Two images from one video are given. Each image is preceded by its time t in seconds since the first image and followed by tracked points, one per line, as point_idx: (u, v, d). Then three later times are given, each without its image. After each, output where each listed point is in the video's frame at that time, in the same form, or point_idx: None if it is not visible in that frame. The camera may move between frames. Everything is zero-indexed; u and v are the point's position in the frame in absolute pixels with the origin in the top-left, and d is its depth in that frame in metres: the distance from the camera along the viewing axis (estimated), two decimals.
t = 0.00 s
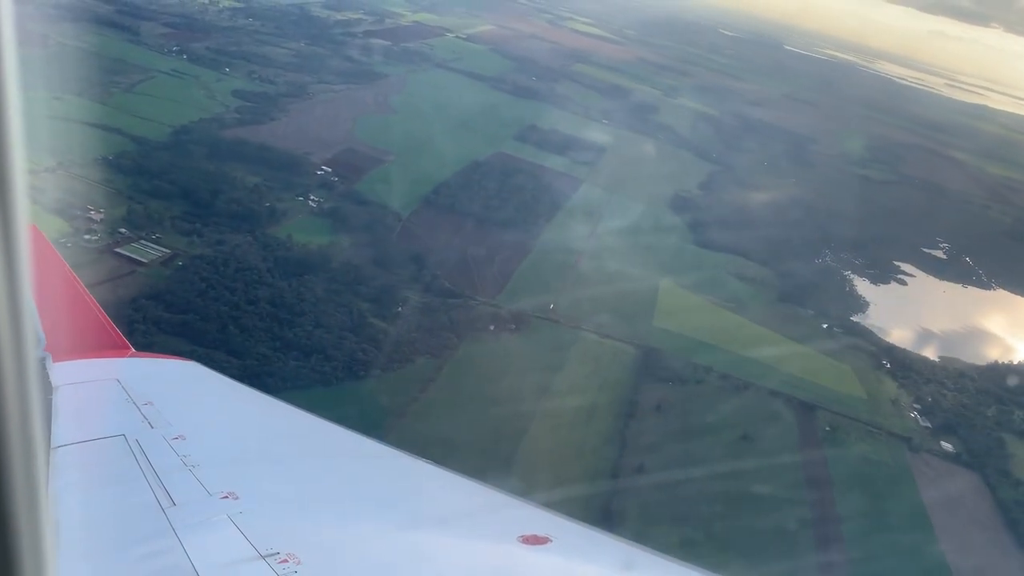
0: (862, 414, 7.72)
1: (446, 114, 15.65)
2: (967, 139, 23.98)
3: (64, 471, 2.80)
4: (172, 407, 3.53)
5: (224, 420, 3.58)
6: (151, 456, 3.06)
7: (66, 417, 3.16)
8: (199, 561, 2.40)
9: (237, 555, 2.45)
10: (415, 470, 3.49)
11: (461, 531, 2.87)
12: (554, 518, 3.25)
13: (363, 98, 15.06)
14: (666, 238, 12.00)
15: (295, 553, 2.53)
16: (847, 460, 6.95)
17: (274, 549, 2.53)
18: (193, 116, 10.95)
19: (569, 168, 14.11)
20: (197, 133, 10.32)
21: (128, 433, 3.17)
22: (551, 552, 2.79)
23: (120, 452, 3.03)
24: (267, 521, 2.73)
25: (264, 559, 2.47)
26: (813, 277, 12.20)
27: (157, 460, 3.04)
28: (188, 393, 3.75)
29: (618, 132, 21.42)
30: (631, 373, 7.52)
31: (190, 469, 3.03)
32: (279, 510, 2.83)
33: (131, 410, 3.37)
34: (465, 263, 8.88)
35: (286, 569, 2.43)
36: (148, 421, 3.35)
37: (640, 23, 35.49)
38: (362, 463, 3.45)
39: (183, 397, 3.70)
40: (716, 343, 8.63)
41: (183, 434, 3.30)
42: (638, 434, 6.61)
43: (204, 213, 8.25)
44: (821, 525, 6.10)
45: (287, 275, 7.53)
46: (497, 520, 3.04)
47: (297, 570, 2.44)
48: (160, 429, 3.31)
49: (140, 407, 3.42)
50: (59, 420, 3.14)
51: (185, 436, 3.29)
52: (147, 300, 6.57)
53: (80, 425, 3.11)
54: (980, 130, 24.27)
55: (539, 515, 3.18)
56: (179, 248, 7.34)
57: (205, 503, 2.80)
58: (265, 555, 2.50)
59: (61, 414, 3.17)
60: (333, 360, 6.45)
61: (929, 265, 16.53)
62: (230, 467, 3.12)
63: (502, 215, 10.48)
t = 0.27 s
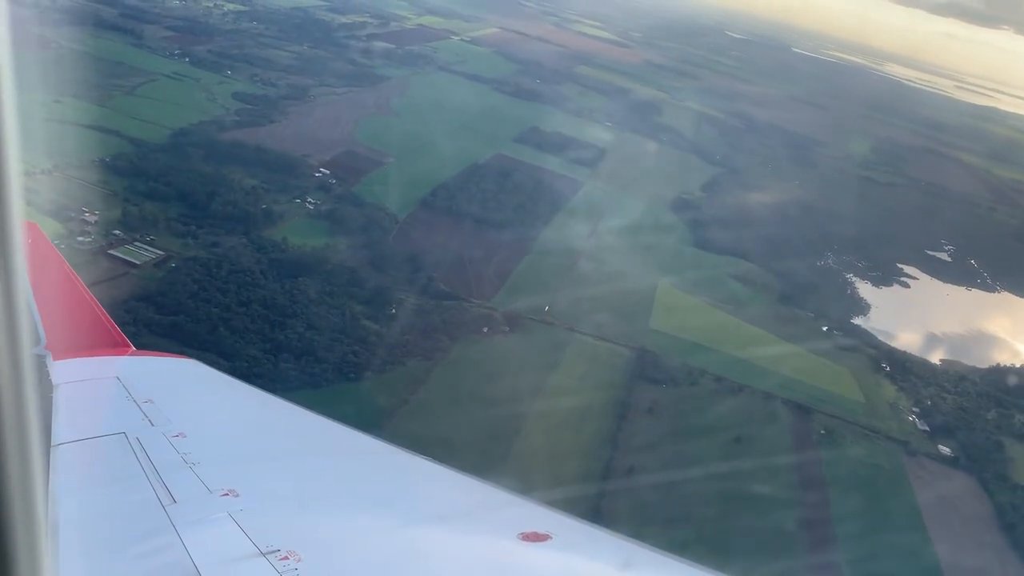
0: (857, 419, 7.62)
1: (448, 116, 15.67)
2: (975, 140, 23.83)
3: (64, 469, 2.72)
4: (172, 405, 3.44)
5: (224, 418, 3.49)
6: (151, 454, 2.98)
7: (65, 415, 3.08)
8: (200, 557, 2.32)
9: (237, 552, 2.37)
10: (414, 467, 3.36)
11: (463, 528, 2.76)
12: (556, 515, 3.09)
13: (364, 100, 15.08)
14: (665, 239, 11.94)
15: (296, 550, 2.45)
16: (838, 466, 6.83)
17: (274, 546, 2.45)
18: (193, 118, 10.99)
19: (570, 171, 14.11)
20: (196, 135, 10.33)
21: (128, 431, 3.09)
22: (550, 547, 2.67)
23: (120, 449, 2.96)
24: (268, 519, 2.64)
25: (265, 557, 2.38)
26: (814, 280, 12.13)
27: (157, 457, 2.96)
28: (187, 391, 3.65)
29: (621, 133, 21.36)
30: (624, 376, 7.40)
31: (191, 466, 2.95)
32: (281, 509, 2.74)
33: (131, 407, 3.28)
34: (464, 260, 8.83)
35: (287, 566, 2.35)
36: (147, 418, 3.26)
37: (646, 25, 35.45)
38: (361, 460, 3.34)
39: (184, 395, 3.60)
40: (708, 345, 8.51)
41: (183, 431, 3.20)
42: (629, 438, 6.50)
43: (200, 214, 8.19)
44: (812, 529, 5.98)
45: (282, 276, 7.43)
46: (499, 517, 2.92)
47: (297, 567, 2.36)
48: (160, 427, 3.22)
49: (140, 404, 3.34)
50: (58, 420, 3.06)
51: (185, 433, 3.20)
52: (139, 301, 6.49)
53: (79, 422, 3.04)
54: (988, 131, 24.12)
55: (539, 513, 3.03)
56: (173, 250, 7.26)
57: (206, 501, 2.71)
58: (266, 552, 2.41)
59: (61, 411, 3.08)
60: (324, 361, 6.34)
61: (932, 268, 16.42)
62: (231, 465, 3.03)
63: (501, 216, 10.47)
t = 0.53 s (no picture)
0: (854, 422, 7.51)
1: (449, 119, 15.65)
2: (982, 143, 23.71)
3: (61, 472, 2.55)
4: (173, 404, 3.24)
5: (226, 417, 3.29)
6: (150, 453, 2.80)
7: (62, 412, 2.89)
8: (199, 557, 2.17)
9: (236, 552, 2.20)
10: (416, 466, 3.15)
11: (466, 528, 2.57)
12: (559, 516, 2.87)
13: (366, 103, 15.08)
14: (665, 241, 11.86)
15: (296, 550, 2.28)
16: (832, 471, 6.70)
17: (274, 546, 2.29)
18: (193, 121, 11.00)
19: (571, 174, 14.07)
20: (194, 138, 10.34)
21: (127, 430, 2.90)
22: (550, 548, 2.46)
23: (119, 449, 2.77)
24: (269, 519, 2.47)
25: (264, 556, 2.22)
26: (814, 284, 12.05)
27: (157, 457, 2.77)
28: (188, 390, 3.44)
29: (624, 136, 21.31)
30: (616, 378, 7.27)
31: (191, 465, 2.77)
32: (284, 509, 2.57)
33: (131, 407, 3.08)
34: (460, 262, 8.80)
35: (287, 566, 2.19)
36: (146, 418, 3.06)
37: (652, 28, 35.44)
38: (363, 459, 3.13)
39: (187, 394, 3.41)
40: (703, 348, 8.35)
41: (183, 431, 3.01)
42: (619, 442, 6.39)
43: (194, 217, 8.17)
44: (804, 534, 5.87)
45: (276, 279, 7.37)
46: (505, 516, 2.73)
47: (299, 567, 2.19)
48: (160, 427, 3.02)
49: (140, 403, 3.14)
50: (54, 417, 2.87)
51: (185, 433, 3.00)
52: (129, 304, 6.46)
53: (76, 420, 2.86)
54: (996, 134, 24.02)
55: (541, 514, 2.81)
56: (166, 252, 7.23)
57: (206, 501, 2.54)
58: (265, 551, 2.25)
59: (56, 408, 2.90)
60: (314, 364, 6.27)
61: (937, 271, 16.29)
62: (234, 465, 2.84)
63: (499, 217, 10.44)
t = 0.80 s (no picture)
0: (851, 433, 7.42)
1: (450, 128, 15.68)
2: (989, 153, 23.63)
3: (61, 480, 2.65)
4: (172, 410, 3.35)
5: (223, 422, 3.41)
6: (149, 459, 2.89)
7: (63, 421, 2.99)
8: (199, 564, 2.26)
9: (237, 560, 2.30)
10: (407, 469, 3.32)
11: (464, 534, 2.69)
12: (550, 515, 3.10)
13: (367, 112, 15.11)
14: (664, 251, 11.81)
15: (295, 557, 2.38)
16: (827, 484, 6.57)
17: (273, 553, 2.38)
18: (193, 130, 11.04)
19: (571, 183, 14.06)
20: (193, 147, 10.38)
21: (126, 438, 3.01)
22: (548, 555, 2.61)
23: (119, 458, 2.86)
24: (268, 526, 2.57)
25: (264, 563, 2.31)
26: (815, 295, 11.96)
27: (156, 465, 2.86)
28: (187, 395, 3.56)
29: (627, 146, 21.27)
30: (607, 387, 7.13)
31: (190, 472, 2.86)
32: (281, 515, 2.66)
33: (130, 415, 3.19)
34: (456, 270, 8.76)
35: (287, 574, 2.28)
36: (146, 425, 3.16)
37: (658, 38, 35.50)
38: (357, 463, 3.28)
39: (184, 400, 3.51)
40: (698, 358, 8.21)
41: (182, 438, 3.11)
42: (610, 450, 6.27)
43: (190, 225, 8.17)
44: (802, 540, 5.81)
45: (269, 287, 7.36)
46: (500, 522, 2.85)
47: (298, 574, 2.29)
48: (158, 433, 3.12)
49: (139, 411, 3.25)
50: (55, 424, 2.97)
51: (185, 440, 3.11)
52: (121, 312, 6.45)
53: (76, 428, 2.96)
54: (1003, 143, 23.95)
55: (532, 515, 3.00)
56: (160, 260, 7.22)
57: (205, 507, 2.63)
58: (265, 558, 2.34)
59: (57, 417, 3.00)
60: (303, 372, 6.25)
61: (941, 281, 16.17)
62: (234, 470, 2.95)
63: (498, 225, 10.41)
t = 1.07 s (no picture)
0: (846, 454, 7.31)
1: (451, 148, 15.76)
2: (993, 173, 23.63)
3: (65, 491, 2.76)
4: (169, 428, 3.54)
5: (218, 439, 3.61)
6: (148, 477, 3.04)
7: (67, 437, 3.14)
8: None
9: None
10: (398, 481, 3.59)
11: (461, 555, 2.85)
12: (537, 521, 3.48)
13: (369, 132, 15.20)
14: (663, 271, 11.78)
15: None
16: (820, 508, 6.45)
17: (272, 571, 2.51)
18: (194, 149, 11.14)
19: (571, 203, 14.07)
20: (192, 165, 10.45)
21: (126, 455, 3.16)
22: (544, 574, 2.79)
23: (119, 473, 3.01)
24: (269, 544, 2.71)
25: None
26: (815, 316, 11.89)
27: (155, 480, 3.03)
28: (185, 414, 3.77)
29: (629, 166, 21.32)
30: (600, 407, 7.04)
31: (188, 490, 3.01)
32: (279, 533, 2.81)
33: (129, 432, 3.36)
34: (450, 288, 8.74)
35: None
36: (145, 442, 3.34)
37: (662, 59, 35.77)
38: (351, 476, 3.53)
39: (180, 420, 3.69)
40: (693, 378, 8.12)
41: (181, 455, 3.30)
42: (599, 471, 6.17)
43: (185, 243, 8.19)
44: (797, 555, 5.77)
45: (262, 305, 7.36)
46: (494, 543, 3.02)
47: None
48: (158, 452, 3.30)
49: (138, 430, 3.41)
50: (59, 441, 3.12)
51: (184, 457, 3.29)
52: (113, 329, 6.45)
53: (80, 444, 3.11)
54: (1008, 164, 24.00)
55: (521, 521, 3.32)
56: (153, 278, 7.23)
57: (204, 525, 2.77)
58: None
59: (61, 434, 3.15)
60: (291, 391, 6.23)
61: (944, 302, 16.07)
62: (231, 488, 3.13)
63: (494, 243, 10.40)
